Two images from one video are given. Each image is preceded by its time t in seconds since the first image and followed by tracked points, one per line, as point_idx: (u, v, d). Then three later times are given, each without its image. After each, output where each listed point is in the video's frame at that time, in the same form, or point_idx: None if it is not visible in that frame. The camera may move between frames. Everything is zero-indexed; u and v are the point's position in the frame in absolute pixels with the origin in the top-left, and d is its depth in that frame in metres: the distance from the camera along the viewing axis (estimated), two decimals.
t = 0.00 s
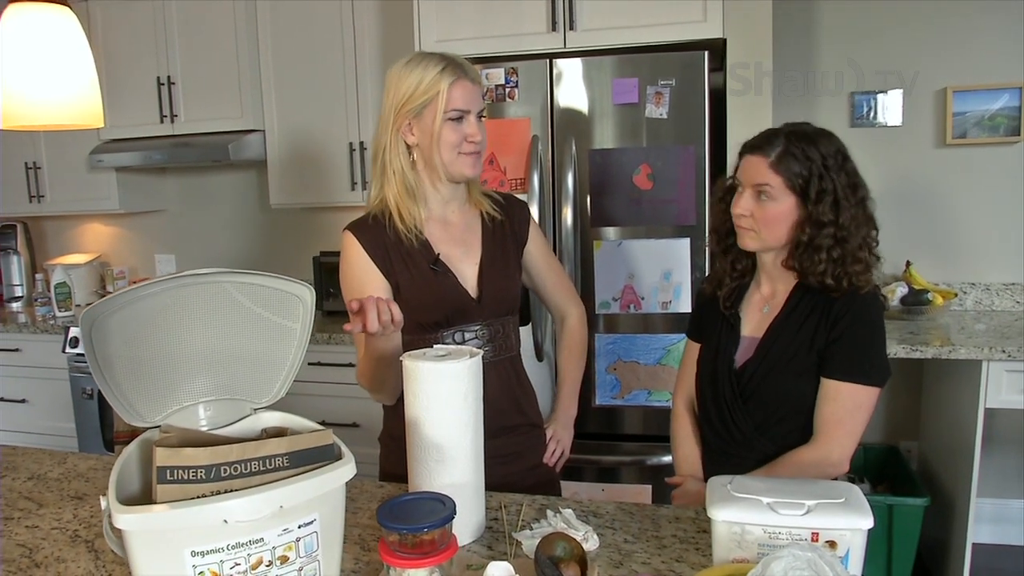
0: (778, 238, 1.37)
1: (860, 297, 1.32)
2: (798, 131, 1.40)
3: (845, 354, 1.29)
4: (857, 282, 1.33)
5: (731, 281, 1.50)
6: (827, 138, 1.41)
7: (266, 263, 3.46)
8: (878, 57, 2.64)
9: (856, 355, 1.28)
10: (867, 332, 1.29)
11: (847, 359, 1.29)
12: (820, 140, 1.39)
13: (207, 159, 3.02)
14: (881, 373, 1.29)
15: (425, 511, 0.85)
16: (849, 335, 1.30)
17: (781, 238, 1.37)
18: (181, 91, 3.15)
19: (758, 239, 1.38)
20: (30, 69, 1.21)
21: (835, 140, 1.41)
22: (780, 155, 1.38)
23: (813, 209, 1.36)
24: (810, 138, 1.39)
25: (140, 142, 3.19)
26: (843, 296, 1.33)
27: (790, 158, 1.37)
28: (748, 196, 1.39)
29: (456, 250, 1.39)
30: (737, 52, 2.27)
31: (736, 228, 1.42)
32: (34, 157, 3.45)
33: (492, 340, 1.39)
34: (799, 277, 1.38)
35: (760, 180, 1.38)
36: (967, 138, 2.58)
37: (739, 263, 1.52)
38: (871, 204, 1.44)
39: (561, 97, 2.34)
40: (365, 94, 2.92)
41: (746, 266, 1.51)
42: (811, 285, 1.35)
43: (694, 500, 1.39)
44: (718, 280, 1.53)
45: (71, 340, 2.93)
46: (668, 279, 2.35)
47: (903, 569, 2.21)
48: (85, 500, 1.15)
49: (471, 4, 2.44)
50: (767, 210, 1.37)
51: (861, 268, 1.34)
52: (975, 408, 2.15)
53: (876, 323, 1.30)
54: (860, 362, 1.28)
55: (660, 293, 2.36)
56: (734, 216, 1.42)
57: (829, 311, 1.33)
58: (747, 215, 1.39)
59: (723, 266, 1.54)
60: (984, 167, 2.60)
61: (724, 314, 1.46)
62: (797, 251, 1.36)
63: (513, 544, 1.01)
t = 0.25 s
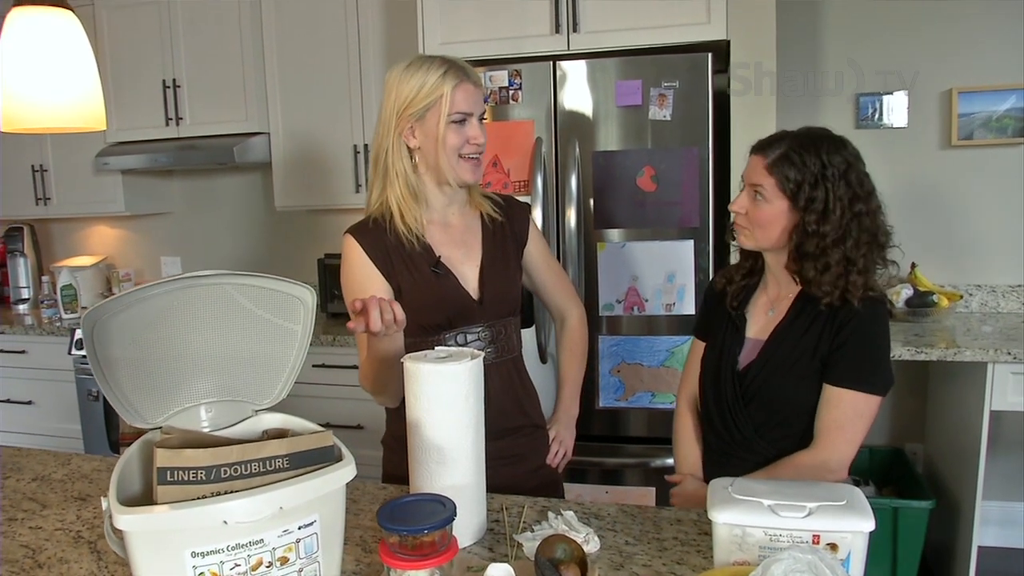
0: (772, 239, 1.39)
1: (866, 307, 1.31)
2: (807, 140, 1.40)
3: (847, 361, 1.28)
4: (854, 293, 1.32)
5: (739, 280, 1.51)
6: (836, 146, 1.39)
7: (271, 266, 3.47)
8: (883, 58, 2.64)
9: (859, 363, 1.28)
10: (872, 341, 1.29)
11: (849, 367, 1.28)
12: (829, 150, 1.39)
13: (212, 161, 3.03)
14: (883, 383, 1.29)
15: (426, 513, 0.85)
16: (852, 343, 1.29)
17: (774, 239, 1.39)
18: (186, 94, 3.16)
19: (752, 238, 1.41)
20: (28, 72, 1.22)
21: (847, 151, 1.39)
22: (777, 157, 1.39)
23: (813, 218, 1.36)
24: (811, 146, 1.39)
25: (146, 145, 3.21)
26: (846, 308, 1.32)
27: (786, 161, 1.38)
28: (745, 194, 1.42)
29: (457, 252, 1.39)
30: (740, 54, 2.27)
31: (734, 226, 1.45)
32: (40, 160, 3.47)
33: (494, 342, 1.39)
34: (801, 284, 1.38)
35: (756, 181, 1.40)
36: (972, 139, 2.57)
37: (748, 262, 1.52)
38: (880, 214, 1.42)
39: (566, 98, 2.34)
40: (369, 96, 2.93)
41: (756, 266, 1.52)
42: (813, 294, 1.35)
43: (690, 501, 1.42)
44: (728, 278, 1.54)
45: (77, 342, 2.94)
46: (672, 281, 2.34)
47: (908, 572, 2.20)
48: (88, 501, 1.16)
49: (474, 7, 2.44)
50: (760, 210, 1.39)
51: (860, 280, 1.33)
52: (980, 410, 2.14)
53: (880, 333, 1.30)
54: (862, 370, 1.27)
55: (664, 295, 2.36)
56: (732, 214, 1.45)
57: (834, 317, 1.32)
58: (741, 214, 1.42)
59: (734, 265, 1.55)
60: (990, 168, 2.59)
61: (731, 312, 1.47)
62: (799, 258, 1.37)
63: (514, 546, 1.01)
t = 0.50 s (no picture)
0: (776, 242, 1.39)
1: (873, 312, 1.31)
2: (810, 144, 1.40)
3: (852, 365, 1.28)
4: (861, 298, 1.31)
5: (747, 281, 1.50)
6: (839, 150, 1.39)
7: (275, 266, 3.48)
8: (888, 59, 2.63)
9: (864, 368, 1.27)
10: (878, 345, 1.28)
11: (854, 371, 1.28)
12: (832, 154, 1.38)
13: (217, 162, 3.03)
14: (888, 387, 1.28)
15: (427, 513, 0.85)
16: (857, 347, 1.29)
17: (778, 243, 1.39)
18: (192, 95, 3.17)
19: (757, 240, 1.41)
20: (30, 72, 1.23)
21: (850, 154, 1.38)
22: (781, 162, 1.39)
23: (817, 223, 1.35)
24: (814, 149, 1.39)
25: (152, 146, 3.22)
26: (849, 313, 1.31)
27: (789, 165, 1.38)
28: (749, 197, 1.42)
29: (459, 253, 1.39)
30: (745, 55, 2.27)
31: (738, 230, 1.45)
32: (46, 161, 3.48)
33: (497, 343, 1.39)
34: (806, 288, 1.37)
35: (759, 185, 1.40)
36: (978, 141, 2.56)
37: (755, 264, 1.52)
38: (886, 218, 1.41)
39: (571, 99, 2.33)
40: (373, 97, 2.93)
41: (763, 269, 1.51)
42: (820, 297, 1.34)
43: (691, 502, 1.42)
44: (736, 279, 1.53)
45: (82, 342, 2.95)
46: (676, 283, 2.34)
47: None
48: (91, 501, 1.16)
49: (479, 8, 2.44)
50: (764, 213, 1.39)
51: (868, 285, 1.32)
52: (985, 413, 2.13)
53: (886, 337, 1.29)
54: (867, 375, 1.27)
55: (668, 296, 2.35)
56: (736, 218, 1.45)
57: (839, 321, 1.32)
58: (745, 217, 1.42)
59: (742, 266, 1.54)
60: (996, 170, 2.58)
61: (737, 313, 1.47)
62: (803, 261, 1.36)
63: (515, 547, 1.01)
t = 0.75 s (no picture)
0: (782, 241, 1.38)
1: (881, 310, 1.30)
2: (817, 142, 1.39)
3: (860, 364, 1.27)
4: (868, 296, 1.31)
5: (753, 280, 1.49)
6: (846, 149, 1.38)
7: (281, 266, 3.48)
8: (894, 57, 2.62)
9: (872, 366, 1.27)
10: (885, 344, 1.28)
11: (861, 369, 1.27)
12: (839, 152, 1.37)
13: (222, 163, 3.04)
14: (896, 386, 1.27)
15: (430, 513, 0.85)
16: (865, 345, 1.28)
17: (784, 242, 1.38)
18: (197, 96, 3.18)
19: (764, 239, 1.40)
20: (33, 73, 1.23)
21: (857, 153, 1.38)
22: (787, 160, 1.39)
23: (823, 221, 1.35)
24: (821, 148, 1.38)
25: (157, 146, 3.23)
26: (856, 311, 1.31)
27: (796, 163, 1.37)
28: (755, 197, 1.42)
29: (462, 252, 1.39)
30: (750, 54, 2.26)
31: (745, 229, 1.44)
32: (52, 162, 3.49)
33: (501, 342, 1.38)
34: (813, 286, 1.36)
35: (766, 184, 1.40)
36: (985, 139, 2.55)
37: (761, 263, 1.51)
38: (893, 217, 1.40)
39: (575, 99, 2.33)
40: (378, 97, 2.93)
41: (769, 268, 1.50)
42: (826, 295, 1.34)
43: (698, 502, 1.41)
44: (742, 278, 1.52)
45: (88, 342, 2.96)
46: (681, 282, 2.33)
47: None
48: (96, 501, 1.16)
49: (483, 8, 2.44)
50: (770, 212, 1.39)
51: (875, 283, 1.32)
52: (993, 412, 2.12)
53: (894, 336, 1.28)
54: (875, 374, 1.26)
55: (673, 296, 2.35)
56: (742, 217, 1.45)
57: (847, 320, 1.31)
58: (751, 216, 1.42)
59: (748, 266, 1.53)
60: (1003, 168, 2.57)
61: (743, 312, 1.46)
62: (810, 260, 1.36)
63: (519, 547, 1.01)
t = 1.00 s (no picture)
0: (787, 239, 1.38)
1: (885, 309, 1.29)
2: (819, 140, 1.38)
3: (865, 362, 1.26)
4: (874, 293, 1.30)
5: (756, 279, 1.48)
6: (850, 146, 1.37)
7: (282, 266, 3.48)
8: (897, 54, 2.60)
9: (877, 364, 1.26)
10: (890, 342, 1.27)
11: (867, 367, 1.26)
12: (842, 149, 1.36)
13: (223, 162, 3.04)
14: (902, 384, 1.27)
15: (431, 515, 0.84)
16: (870, 343, 1.27)
17: (788, 240, 1.37)
18: (198, 95, 3.18)
19: (768, 238, 1.39)
20: (30, 74, 1.23)
21: (860, 150, 1.37)
22: (790, 159, 1.38)
23: (828, 219, 1.34)
24: (824, 145, 1.37)
25: (159, 146, 3.23)
26: (862, 309, 1.30)
27: (798, 161, 1.37)
28: (758, 196, 1.41)
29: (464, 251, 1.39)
30: (753, 51, 2.25)
31: (749, 228, 1.44)
32: (54, 162, 3.49)
33: (503, 343, 1.38)
34: (817, 284, 1.36)
35: (769, 183, 1.39)
36: (989, 136, 2.54)
37: (764, 263, 1.50)
38: (897, 214, 1.39)
39: (577, 97, 2.32)
40: (379, 96, 2.93)
41: (773, 268, 1.49)
42: (831, 293, 1.33)
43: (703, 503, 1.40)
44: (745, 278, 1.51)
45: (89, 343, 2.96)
46: (683, 281, 2.33)
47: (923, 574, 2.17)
48: (97, 503, 1.16)
49: (485, 7, 2.44)
50: (774, 210, 1.38)
51: (881, 280, 1.31)
52: (996, 410, 2.11)
53: (899, 333, 1.28)
54: (880, 372, 1.25)
55: (676, 295, 2.34)
56: (746, 217, 1.44)
57: (852, 318, 1.30)
58: (755, 215, 1.41)
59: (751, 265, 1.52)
60: (1007, 165, 2.55)
61: (746, 311, 1.45)
62: (814, 257, 1.35)
63: (521, 548, 1.00)
